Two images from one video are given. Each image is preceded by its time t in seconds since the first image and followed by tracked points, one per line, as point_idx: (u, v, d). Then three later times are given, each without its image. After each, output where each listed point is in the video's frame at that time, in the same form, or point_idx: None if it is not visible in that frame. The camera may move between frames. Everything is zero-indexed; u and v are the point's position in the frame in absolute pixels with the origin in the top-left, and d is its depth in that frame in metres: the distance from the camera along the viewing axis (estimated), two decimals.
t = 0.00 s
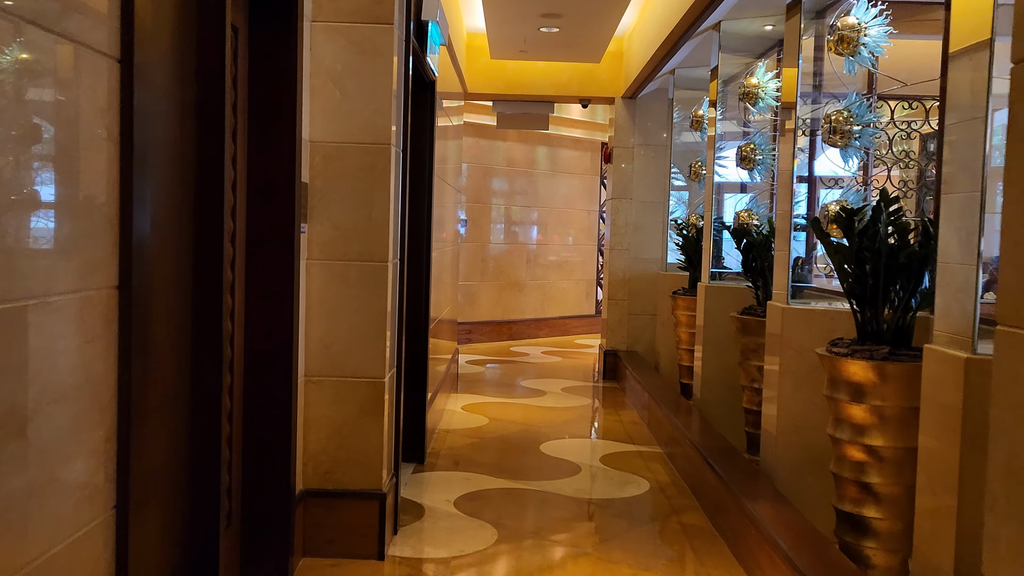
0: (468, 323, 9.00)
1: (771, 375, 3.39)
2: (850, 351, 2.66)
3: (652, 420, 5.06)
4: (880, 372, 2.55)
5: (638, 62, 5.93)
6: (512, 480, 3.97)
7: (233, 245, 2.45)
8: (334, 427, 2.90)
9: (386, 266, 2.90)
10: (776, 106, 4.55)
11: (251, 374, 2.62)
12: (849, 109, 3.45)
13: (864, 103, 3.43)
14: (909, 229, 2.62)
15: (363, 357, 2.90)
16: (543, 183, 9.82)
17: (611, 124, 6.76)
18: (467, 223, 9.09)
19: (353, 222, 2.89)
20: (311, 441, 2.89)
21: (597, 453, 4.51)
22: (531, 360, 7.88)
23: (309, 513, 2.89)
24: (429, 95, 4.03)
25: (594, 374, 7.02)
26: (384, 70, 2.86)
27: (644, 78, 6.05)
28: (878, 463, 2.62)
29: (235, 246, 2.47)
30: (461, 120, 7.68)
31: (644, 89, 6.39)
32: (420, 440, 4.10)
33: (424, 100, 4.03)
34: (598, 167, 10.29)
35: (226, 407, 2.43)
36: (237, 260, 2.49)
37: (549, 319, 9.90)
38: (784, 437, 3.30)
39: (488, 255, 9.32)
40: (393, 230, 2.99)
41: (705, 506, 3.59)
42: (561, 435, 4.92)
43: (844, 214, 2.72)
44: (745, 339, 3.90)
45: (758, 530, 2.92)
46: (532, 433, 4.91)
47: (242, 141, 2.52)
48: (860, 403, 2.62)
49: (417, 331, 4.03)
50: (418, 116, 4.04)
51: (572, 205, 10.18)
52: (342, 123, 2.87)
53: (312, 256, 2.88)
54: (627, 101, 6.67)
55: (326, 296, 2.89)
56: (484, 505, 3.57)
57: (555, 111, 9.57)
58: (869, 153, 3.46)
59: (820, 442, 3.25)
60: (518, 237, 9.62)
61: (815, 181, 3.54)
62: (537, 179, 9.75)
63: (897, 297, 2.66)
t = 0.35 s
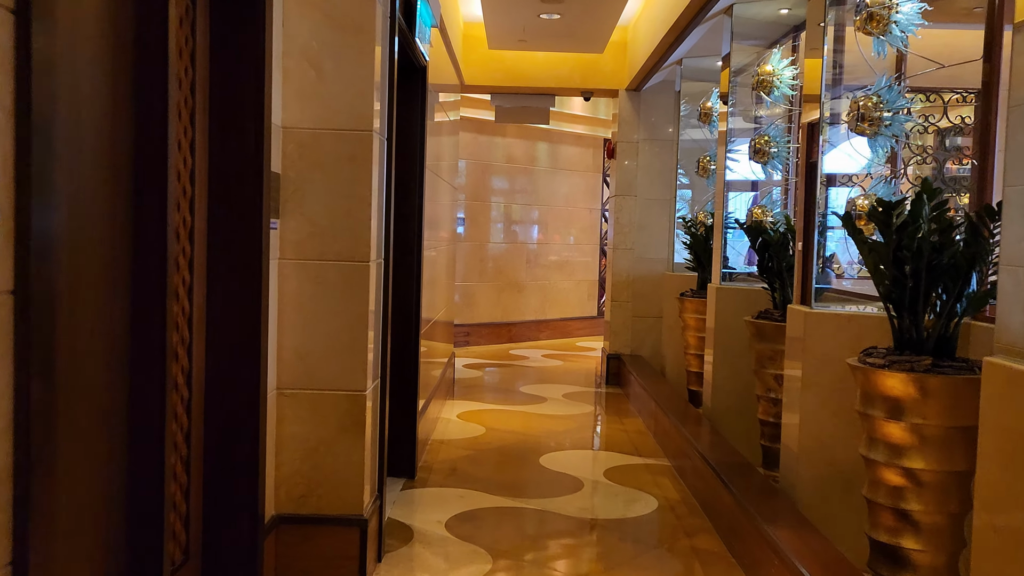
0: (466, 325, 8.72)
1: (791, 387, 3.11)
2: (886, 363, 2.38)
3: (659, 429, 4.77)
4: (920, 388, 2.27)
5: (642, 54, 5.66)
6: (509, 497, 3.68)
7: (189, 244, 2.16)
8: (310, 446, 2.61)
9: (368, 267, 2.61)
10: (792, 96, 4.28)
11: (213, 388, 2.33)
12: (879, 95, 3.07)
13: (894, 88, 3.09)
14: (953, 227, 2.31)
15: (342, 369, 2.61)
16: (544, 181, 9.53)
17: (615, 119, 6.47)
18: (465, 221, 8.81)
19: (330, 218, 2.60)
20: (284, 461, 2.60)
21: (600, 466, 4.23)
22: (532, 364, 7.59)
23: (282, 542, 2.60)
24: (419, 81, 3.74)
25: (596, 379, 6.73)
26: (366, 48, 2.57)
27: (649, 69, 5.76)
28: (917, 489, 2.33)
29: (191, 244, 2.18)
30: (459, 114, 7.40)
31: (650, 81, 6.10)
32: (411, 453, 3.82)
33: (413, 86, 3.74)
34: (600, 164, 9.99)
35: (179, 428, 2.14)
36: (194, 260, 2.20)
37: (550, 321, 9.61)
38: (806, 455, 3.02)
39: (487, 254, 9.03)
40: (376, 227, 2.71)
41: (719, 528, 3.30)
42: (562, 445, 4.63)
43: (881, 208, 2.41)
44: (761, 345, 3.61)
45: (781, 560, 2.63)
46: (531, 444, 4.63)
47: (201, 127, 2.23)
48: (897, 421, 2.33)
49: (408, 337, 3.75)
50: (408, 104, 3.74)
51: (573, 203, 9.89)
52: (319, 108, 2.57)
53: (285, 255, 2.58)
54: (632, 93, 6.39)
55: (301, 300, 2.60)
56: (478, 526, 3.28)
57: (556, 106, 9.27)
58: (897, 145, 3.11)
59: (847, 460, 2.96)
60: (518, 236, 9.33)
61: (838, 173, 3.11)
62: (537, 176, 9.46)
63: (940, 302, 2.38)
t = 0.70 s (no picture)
0: (464, 332, 8.43)
1: (818, 412, 2.81)
2: (935, 394, 2.07)
3: (667, 448, 4.48)
4: (974, 425, 1.97)
5: (647, 49, 5.37)
6: (506, 527, 3.39)
7: (129, 259, 1.86)
8: (279, 483, 2.31)
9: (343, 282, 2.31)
10: (810, 92, 3.99)
11: (163, 422, 2.04)
12: (915, 89, 2.72)
13: (934, 81, 2.72)
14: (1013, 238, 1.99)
15: (315, 396, 2.31)
16: (545, 182, 9.24)
17: (619, 117, 6.17)
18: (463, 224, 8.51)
19: (301, 227, 2.30)
20: (249, 502, 2.31)
21: (604, 490, 3.93)
22: (532, 372, 7.29)
23: None
24: (408, 76, 3.45)
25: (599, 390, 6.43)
26: (342, 34, 2.27)
27: (656, 65, 5.46)
28: (970, 539, 2.03)
29: (133, 259, 1.89)
30: (455, 113, 7.10)
31: (656, 77, 5.79)
32: (400, 479, 3.52)
33: (401, 81, 3.45)
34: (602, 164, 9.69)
35: (116, 472, 1.84)
36: (137, 277, 1.91)
37: (551, 327, 9.32)
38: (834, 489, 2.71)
39: (486, 258, 8.75)
40: (354, 236, 2.41)
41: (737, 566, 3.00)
42: (564, 466, 4.33)
43: (927, 217, 2.12)
44: (779, 363, 3.32)
45: None
46: (530, 464, 4.33)
47: (146, 124, 1.94)
48: (947, 461, 2.03)
49: (396, 354, 3.46)
50: (395, 101, 3.46)
51: (575, 205, 9.58)
52: (288, 102, 2.27)
53: (250, 269, 2.28)
54: (636, 91, 6.10)
55: (268, 319, 2.30)
56: (470, 564, 2.98)
57: (557, 105, 8.97)
58: (934, 144, 2.78)
59: (881, 495, 2.66)
60: (518, 239, 9.03)
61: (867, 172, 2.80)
62: (538, 177, 9.17)
63: (997, 324, 2.08)
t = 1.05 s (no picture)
0: (465, 334, 8.14)
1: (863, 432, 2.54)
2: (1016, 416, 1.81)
3: (683, 461, 4.18)
4: None
5: (660, 36, 5.04)
6: (511, 552, 3.09)
7: (62, 257, 1.56)
8: (250, 516, 2.00)
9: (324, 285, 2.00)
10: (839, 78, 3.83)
11: (110, 449, 1.74)
12: (973, 67, 2.43)
13: (994, 56, 2.42)
14: None
15: (292, 415, 2.00)
16: (548, 180, 8.94)
17: (629, 109, 5.85)
18: (464, 222, 8.20)
19: (276, 220, 1.99)
20: (216, 537, 2.00)
21: (615, 509, 3.63)
22: (536, 377, 7.00)
23: None
24: (401, 57, 3.15)
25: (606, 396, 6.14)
26: None
27: (670, 54, 5.15)
28: None
29: (69, 257, 1.59)
30: (456, 106, 6.80)
31: (669, 67, 5.48)
32: (394, 498, 3.23)
33: (394, 62, 3.15)
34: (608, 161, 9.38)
35: (48, 512, 1.54)
36: (75, 278, 1.61)
37: (555, 328, 9.03)
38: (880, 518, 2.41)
39: (488, 258, 8.45)
40: (338, 232, 2.11)
41: None
42: (571, 481, 4.03)
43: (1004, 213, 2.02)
44: (810, 373, 3.03)
45: None
46: (535, 479, 4.03)
47: (87, 97, 1.63)
48: None
49: (390, 362, 3.17)
50: (388, 84, 3.15)
51: (580, 203, 9.28)
52: (262, 77, 1.96)
53: (218, 269, 1.98)
54: (647, 81, 5.79)
55: (238, 327, 1.99)
56: None
57: (562, 100, 8.66)
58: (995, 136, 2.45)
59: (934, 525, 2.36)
60: (521, 239, 8.74)
61: (926, 162, 2.49)
62: (541, 174, 8.86)
63: None
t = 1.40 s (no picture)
0: (464, 338, 7.86)
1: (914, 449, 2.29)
2: None
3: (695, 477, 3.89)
4: None
5: (668, 25, 4.75)
6: None
7: None
8: (206, 559, 1.72)
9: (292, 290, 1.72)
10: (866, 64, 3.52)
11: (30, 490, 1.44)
12: None
13: None
14: None
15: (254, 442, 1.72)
16: (550, 177, 8.65)
17: (635, 102, 5.56)
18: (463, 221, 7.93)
19: (236, 216, 1.71)
20: None
21: (625, 531, 3.35)
22: (538, 382, 6.71)
23: None
24: (389, 37, 2.86)
25: (610, 403, 5.86)
26: None
27: (680, 44, 4.86)
28: None
29: None
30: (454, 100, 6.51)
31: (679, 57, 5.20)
32: (383, 522, 2.95)
33: (382, 44, 2.87)
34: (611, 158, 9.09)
35: None
36: None
37: (558, 331, 8.75)
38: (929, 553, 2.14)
39: (489, 259, 8.17)
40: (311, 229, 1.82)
41: None
42: (576, 499, 3.75)
43: None
44: (842, 387, 2.77)
45: None
46: (537, 497, 3.75)
47: None
48: None
49: (378, 371, 2.89)
50: (376, 66, 2.87)
51: (582, 202, 8.99)
52: (218, 49, 1.68)
53: (168, 272, 1.69)
54: (654, 73, 5.50)
55: (191, 340, 1.70)
56: None
57: (564, 94, 8.37)
58: None
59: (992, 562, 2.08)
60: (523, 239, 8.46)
61: (986, 160, 2.26)
62: (543, 171, 8.58)
63: None
